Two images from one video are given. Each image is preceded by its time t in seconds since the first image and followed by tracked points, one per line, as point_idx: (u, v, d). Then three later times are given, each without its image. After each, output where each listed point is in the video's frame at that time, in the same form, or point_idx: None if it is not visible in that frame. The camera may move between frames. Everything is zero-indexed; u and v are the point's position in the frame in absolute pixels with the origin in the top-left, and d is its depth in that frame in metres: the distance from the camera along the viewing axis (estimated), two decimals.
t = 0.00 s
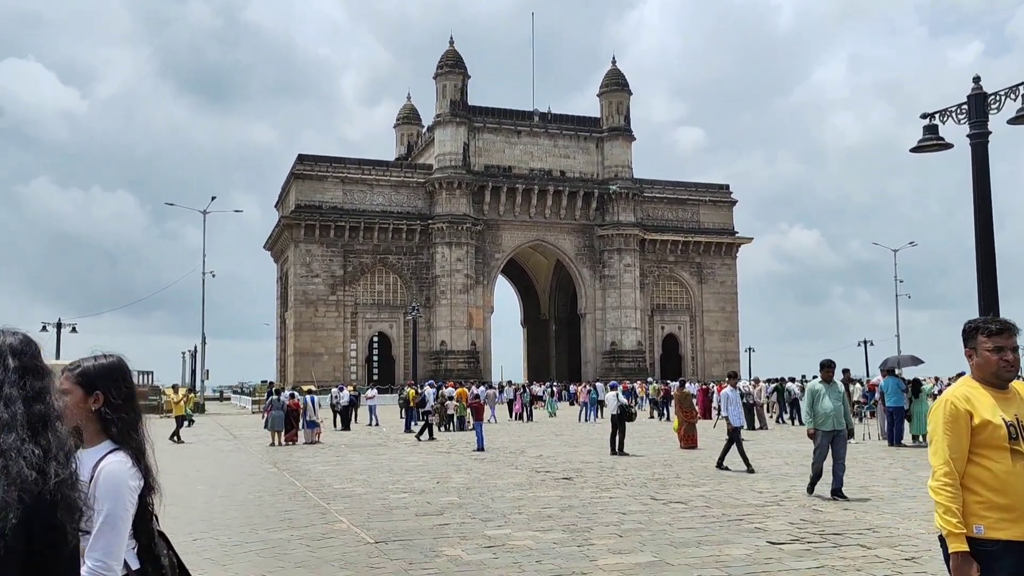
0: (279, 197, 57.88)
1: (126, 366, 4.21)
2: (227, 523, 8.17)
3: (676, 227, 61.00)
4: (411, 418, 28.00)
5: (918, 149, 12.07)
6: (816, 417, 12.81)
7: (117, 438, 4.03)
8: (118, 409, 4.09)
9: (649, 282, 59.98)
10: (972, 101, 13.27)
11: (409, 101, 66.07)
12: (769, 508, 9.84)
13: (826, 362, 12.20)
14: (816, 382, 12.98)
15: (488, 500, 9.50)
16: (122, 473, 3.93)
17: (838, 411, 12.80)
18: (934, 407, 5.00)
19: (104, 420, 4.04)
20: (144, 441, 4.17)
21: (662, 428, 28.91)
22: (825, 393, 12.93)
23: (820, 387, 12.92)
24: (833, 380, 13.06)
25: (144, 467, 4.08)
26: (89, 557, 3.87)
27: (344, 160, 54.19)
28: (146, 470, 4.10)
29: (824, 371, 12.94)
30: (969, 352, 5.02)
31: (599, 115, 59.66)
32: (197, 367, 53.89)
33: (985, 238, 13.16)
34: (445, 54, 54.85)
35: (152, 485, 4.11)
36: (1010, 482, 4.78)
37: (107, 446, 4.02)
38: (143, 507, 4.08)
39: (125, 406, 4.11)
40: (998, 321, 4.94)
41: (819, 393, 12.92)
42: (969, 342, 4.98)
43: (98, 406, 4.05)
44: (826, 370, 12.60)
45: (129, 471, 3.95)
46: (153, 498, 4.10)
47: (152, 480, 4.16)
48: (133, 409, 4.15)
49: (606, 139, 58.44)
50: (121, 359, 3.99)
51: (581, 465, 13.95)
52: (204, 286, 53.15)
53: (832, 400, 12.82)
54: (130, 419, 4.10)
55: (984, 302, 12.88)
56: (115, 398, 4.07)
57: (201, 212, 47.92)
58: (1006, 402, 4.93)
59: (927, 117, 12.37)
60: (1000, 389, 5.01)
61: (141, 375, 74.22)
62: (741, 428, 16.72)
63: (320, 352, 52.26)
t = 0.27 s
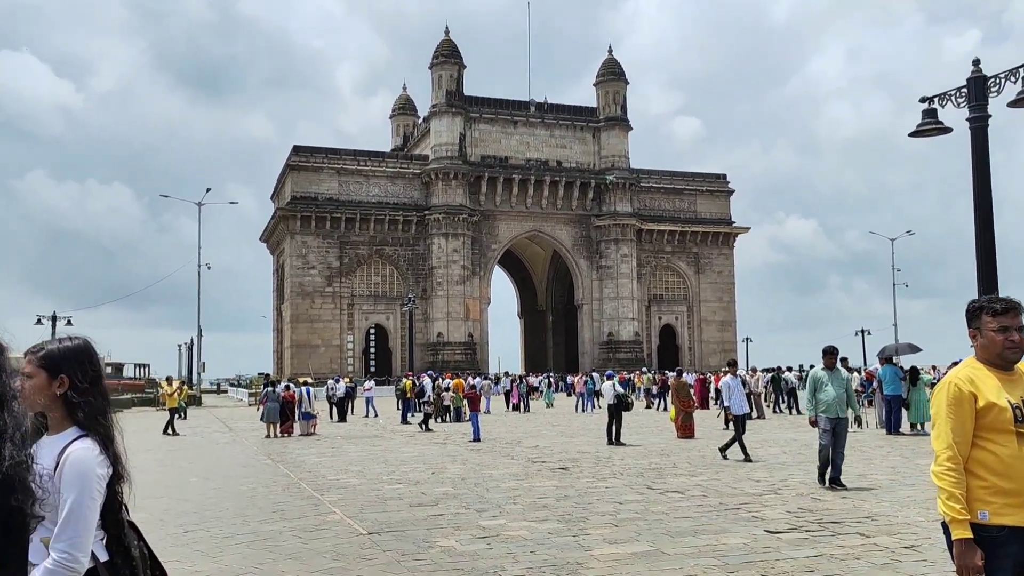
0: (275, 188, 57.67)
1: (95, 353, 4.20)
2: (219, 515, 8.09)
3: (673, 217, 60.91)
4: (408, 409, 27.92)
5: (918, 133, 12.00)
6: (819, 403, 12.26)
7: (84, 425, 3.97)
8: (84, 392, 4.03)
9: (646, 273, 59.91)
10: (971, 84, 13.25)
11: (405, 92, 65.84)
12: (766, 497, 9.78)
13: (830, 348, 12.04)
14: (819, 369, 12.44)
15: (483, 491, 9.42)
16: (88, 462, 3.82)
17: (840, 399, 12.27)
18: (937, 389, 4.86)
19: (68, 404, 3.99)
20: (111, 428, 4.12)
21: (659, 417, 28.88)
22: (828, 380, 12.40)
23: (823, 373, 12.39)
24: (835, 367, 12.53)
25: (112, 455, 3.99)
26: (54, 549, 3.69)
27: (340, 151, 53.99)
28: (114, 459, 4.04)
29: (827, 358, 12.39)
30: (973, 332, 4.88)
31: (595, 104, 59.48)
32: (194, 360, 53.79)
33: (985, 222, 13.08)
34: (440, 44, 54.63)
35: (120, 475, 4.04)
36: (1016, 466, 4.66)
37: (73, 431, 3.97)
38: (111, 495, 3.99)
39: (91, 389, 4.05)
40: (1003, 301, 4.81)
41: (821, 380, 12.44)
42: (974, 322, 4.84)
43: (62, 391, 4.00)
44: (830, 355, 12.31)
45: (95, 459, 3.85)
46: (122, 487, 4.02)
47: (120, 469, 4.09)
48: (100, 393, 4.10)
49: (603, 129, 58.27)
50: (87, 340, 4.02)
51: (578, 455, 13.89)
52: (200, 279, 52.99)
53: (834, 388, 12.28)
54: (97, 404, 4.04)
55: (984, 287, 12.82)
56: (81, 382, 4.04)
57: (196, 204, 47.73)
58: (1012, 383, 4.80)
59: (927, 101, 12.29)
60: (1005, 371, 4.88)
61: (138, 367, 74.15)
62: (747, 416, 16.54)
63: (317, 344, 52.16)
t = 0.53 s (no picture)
0: (272, 182, 57.50)
1: (52, 338, 4.08)
2: (211, 511, 7.99)
3: (672, 212, 60.79)
4: (406, 404, 27.82)
5: (917, 125, 11.90)
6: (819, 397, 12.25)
7: (39, 416, 3.85)
8: (40, 381, 3.92)
9: (645, 268, 59.80)
10: (970, 75, 13.16)
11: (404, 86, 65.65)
12: (764, 492, 9.69)
13: (832, 341, 11.91)
14: (822, 363, 12.41)
15: (478, 486, 9.31)
16: (45, 455, 3.72)
17: (843, 394, 12.28)
18: (941, 379, 4.74)
19: (23, 394, 3.87)
20: (72, 418, 4.00)
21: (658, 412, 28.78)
22: (831, 374, 12.39)
23: (826, 368, 12.37)
24: (839, 361, 12.46)
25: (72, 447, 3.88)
26: (7, 548, 3.64)
27: (338, 145, 53.83)
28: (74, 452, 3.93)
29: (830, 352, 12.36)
30: (978, 321, 4.78)
31: (594, 98, 59.32)
32: (192, 355, 53.68)
33: (984, 215, 12.97)
34: (439, 37, 54.43)
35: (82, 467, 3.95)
36: (1022, 459, 4.55)
37: (27, 422, 3.86)
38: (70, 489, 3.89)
39: (47, 377, 3.94)
40: (1009, 289, 4.72)
41: (824, 375, 12.37)
42: (978, 311, 4.75)
43: (16, 379, 3.89)
44: (833, 350, 12.17)
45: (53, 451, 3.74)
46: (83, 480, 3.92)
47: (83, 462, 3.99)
48: (57, 382, 3.99)
49: (602, 123, 58.10)
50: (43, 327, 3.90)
51: (575, 449, 13.79)
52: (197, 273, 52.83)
53: (838, 382, 12.28)
54: (54, 393, 3.92)
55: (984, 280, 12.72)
56: (36, 369, 3.93)
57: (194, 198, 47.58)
58: (1016, 374, 4.70)
59: (926, 91, 12.19)
60: (1009, 361, 4.77)
61: (136, 362, 74.06)
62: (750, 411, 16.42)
63: (315, 339, 52.05)
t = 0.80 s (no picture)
0: (269, 176, 57.32)
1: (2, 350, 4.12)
2: (200, 509, 7.88)
3: (670, 206, 60.65)
4: (403, 399, 27.69)
5: (916, 116, 11.78)
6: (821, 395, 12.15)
7: None
8: None
9: (643, 262, 59.69)
10: (970, 66, 13.06)
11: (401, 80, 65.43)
12: (761, 489, 9.59)
13: (834, 338, 11.78)
14: (824, 360, 12.27)
15: (472, 483, 9.20)
16: None
17: (845, 391, 12.14)
18: (944, 379, 4.64)
19: None
20: (20, 429, 4.05)
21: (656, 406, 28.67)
22: (833, 371, 12.25)
23: (828, 365, 12.23)
24: (841, 358, 12.35)
25: (19, 459, 3.93)
26: None
27: (335, 139, 53.64)
28: (24, 462, 3.99)
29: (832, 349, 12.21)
30: (983, 320, 4.68)
31: (592, 92, 59.16)
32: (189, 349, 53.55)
33: (984, 208, 12.86)
34: (436, 31, 54.24)
35: (31, 479, 4.01)
36: None
37: None
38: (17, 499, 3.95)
39: None
40: (1015, 286, 4.62)
41: (826, 373, 12.25)
42: (983, 308, 4.64)
43: None
44: (836, 348, 12.02)
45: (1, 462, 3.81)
46: (32, 491, 3.99)
47: (31, 473, 4.05)
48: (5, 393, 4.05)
49: (600, 117, 57.93)
50: None
51: (572, 445, 13.69)
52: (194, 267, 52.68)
53: (840, 379, 12.14)
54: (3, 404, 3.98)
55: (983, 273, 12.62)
56: None
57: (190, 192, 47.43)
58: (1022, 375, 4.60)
59: (926, 83, 12.08)
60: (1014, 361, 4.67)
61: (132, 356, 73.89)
62: (749, 406, 16.32)
63: (312, 333, 51.94)
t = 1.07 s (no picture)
0: (267, 180, 57.23)
1: None
2: (185, 518, 7.78)
3: (668, 212, 60.59)
4: (397, 404, 27.56)
5: (914, 125, 11.68)
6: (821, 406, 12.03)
7: None
8: None
9: (640, 268, 59.62)
10: (968, 74, 12.99)
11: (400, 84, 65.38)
12: (756, 500, 9.47)
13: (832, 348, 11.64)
14: (823, 370, 12.15)
15: (463, 492, 9.09)
16: None
17: (846, 400, 12.00)
18: (945, 396, 4.53)
19: None
20: None
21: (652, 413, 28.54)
22: (832, 381, 12.12)
23: (827, 375, 12.11)
24: (841, 367, 12.21)
25: None
26: None
27: (332, 143, 53.58)
28: None
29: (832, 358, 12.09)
30: (986, 334, 4.56)
31: (590, 98, 59.13)
32: (184, 352, 53.38)
33: (982, 217, 12.77)
34: (434, 36, 54.21)
35: None
36: None
37: None
38: None
39: None
40: (1019, 301, 4.51)
41: (825, 382, 12.11)
42: (986, 324, 4.53)
43: None
44: (833, 356, 11.90)
45: None
46: None
47: None
48: None
49: (598, 123, 57.89)
50: None
51: (566, 453, 13.57)
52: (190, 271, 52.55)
53: (839, 389, 12.01)
54: None
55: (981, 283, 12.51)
56: None
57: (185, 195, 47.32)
58: None
59: (924, 91, 11.99)
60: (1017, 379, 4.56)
61: (128, 359, 73.72)
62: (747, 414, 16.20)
63: (308, 338, 51.81)
